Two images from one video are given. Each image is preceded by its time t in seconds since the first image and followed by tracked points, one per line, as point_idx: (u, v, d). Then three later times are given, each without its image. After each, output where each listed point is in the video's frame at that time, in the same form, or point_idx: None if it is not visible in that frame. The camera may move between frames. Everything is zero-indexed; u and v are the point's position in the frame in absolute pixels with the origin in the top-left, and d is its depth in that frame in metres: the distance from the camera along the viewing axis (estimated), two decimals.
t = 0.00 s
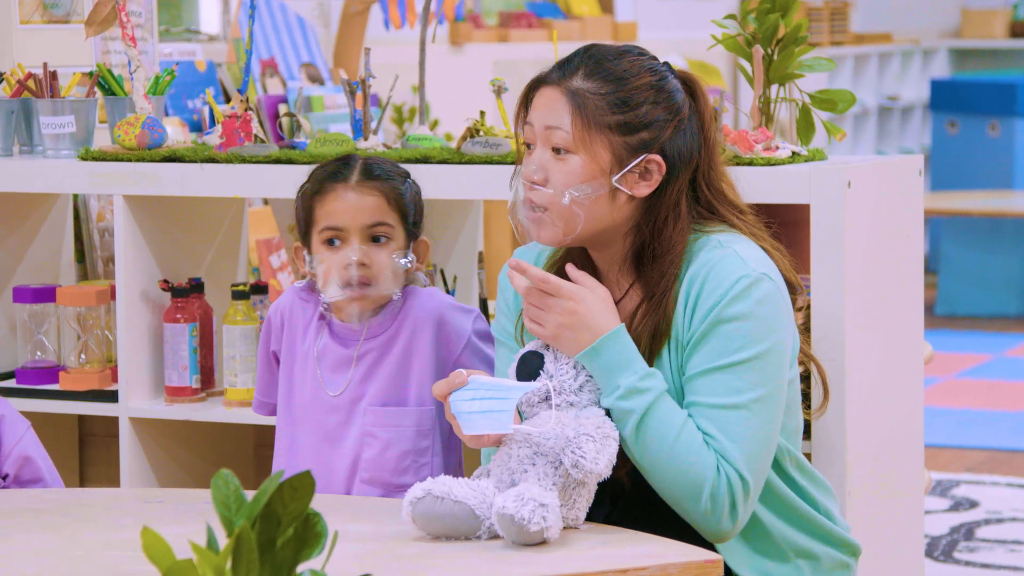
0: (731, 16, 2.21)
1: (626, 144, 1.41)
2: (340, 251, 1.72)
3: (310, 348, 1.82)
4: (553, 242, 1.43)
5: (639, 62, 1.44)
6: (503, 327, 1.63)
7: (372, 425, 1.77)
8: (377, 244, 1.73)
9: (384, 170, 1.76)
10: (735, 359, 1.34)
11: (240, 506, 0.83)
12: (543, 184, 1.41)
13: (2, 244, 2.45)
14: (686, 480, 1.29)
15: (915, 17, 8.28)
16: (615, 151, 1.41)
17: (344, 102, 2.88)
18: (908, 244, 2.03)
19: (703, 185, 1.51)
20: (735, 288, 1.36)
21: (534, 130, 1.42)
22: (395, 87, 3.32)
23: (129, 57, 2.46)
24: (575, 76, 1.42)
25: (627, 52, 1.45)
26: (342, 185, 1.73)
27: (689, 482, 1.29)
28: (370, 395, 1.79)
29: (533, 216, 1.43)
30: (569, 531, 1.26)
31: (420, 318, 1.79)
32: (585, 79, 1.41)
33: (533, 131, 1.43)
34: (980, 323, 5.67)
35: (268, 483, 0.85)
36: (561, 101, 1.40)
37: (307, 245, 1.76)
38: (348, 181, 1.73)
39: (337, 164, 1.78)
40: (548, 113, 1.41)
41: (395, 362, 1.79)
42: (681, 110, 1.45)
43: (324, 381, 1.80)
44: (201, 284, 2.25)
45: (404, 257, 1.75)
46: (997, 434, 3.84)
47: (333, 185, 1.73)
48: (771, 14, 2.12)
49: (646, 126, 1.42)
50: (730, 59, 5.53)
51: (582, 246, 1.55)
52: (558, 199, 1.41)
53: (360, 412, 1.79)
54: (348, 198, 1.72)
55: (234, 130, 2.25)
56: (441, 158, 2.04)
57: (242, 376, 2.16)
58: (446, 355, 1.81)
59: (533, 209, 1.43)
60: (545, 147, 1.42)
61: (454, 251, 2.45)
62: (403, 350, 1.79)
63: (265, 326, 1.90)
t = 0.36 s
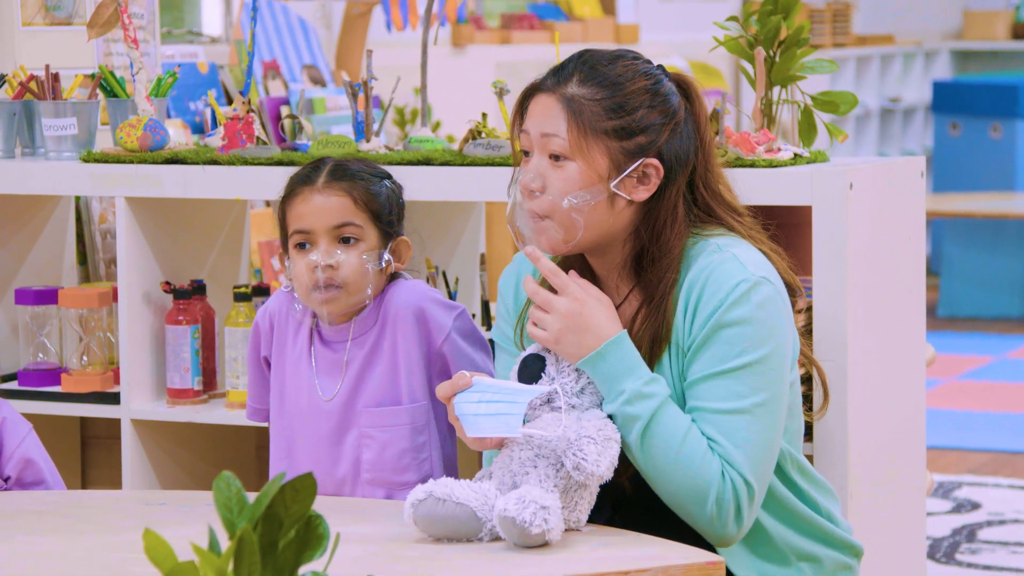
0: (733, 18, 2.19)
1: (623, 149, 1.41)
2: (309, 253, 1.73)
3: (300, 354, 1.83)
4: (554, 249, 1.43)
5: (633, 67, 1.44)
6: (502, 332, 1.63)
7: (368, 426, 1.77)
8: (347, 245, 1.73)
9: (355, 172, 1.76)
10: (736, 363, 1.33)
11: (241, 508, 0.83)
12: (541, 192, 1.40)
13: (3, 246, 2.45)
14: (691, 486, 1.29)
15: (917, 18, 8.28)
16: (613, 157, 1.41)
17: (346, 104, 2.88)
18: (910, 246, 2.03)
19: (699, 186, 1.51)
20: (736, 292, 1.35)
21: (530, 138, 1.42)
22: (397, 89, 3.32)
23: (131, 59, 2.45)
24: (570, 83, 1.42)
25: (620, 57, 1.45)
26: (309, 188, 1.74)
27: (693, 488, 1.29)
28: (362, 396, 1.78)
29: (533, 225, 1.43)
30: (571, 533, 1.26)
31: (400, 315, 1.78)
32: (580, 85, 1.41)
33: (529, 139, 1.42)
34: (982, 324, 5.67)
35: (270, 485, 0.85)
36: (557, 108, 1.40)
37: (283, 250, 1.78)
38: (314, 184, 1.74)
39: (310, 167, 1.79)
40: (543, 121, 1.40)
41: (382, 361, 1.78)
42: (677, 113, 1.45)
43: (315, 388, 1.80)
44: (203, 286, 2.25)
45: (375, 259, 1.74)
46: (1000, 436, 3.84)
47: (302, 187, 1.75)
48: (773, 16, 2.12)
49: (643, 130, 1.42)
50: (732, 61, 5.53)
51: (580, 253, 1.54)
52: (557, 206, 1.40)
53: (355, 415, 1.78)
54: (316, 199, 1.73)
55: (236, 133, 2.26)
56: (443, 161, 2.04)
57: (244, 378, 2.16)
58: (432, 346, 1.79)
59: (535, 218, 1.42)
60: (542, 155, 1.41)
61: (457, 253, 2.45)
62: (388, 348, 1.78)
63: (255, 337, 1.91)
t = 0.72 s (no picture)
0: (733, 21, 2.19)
1: (623, 151, 1.41)
2: (321, 241, 1.73)
3: (302, 335, 1.83)
4: (555, 251, 1.44)
5: (632, 68, 1.44)
6: (503, 334, 1.63)
7: (374, 403, 1.79)
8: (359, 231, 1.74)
9: (359, 155, 1.76)
10: (737, 365, 1.33)
11: (241, 510, 0.83)
12: (542, 194, 1.41)
13: (3, 247, 2.45)
14: (693, 489, 1.29)
15: (916, 20, 8.29)
16: (612, 158, 1.41)
17: (346, 106, 2.88)
18: (910, 247, 2.03)
19: (699, 187, 1.51)
20: (736, 294, 1.35)
21: (530, 141, 1.42)
22: (397, 91, 3.32)
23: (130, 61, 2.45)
24: (569, 84, 1.42)
25: (620, 59, 1.45)
26: (318, 175, 1.73)
27: (695, 490, 1.29)
28: (368, 373, 1.80)
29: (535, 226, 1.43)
30: (571, 534, 1.26)
31: (406, 292, 1.81)
32: (579, 86, 1.41)
33: (529, 141, 1.43)
34: (981, 326, 5.67)
35: (269, 487, 0.85)
36: (556, 109, 1.40)
37: (287, 234, 1.77)
38: (323, 171, 1.73)
39: (311, 152, 1.77)
40: (543, 123, 1.41)
41: (388, 340, 1.81)
42: (676, 114, 1.45)
43: (319, 369, 1.81)
44: (202, 288, 2.24)
45: (387, 242, 1.76)
46: (999, 437, 3.84)
47: (309, 175, 1.74)
48: (773, 18, 2.12)
49: (642, 131, 1.42)
50: (732, 63, 5.53)
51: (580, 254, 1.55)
52: (557, 208, 1.41)
53: (360, 394, 1.80)
54: (325, 187, 1.72)
55: (235, 134, 2.26)
56: (442, 162, 2.04)
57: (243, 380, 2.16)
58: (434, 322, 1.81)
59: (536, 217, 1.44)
60: (542, 156, 1.42)
61: (456, 255, 2.44)
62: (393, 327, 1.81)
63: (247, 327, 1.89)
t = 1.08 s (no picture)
0: (730, 21, 2.19)
1: (614, 148, 1.41)
2: (329, 215, 1.74)
3: (302, 307, 1.84)
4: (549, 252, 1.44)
5: (623, 68, 1.44)
6: (501, 335, 1.63)
7: (375, 378, 1.80)
8: (365, 203, 1.75)
9: (356, 132, 1.78)
10: (736, 367, 1.33)
11: (238, 511, 0.83)
12: (534, 194, 1.41)
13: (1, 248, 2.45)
14: (693, 491, 1.29)
15: (913, 21, 8.30)
16: (604, 157, 1.41)
17: (344, 107, 2.87)
18: (908, 248, 2.03)
19: (697, 188, 1.51)
20: (735, 295, 1.35)
21: (523, 142, 1.42)
22: (394, 91, 3.32)
23: (127, 62, 2.44)
24: (561, 84, 1.43)
25: (611, 59, 1.46)
26: (321, 149, 1.74)
27: (695, 492, 1.29)
28: (369, 349, 1.81)
29: (527, 228, 1.43)
30: (569, 535, 1.26)
31: (413, 272, 1.83)
32: (571, 87, 1.42)
33: (522, 143, 1.43)
34: (979, 327, 5.68)
35: (266, 488, 0.84)
36: (548, 109, 1.40)
37: (289, 214, 1.77)
38: (325, 145, 1.74)
39: (307, 128, 1.78)
40: (536, 123, 1.41)
41: (392, 317, 1.82)
42: (668, 113, 1.45)
43: (320, 339, 1.82)
44: (200, 289, 2.24)
45: (391, 215, 1.78)
46: (997, 438, 3.84)
47: (311, 150, 1.74)
48: (770, 19, 2.12)
49: (634, 130, 1.42)
50: (730, 64, 5.54)
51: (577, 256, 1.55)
52: (549, 208, 1.41)
53: (360, 368, 1.81)
54: (329, 161, 1.73)
55: (233, 135, 2.26)
56: (440, 162, 2.04)
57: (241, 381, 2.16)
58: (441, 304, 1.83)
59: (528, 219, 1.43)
60: (535, 157, 1.42)
61: (454, 255, 2.44)
62: (399, 304, 1.82)
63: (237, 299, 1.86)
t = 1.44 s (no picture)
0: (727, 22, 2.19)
1: (610, 150, 1.42)
2: (341, 216, 1.83)
3: (302, 315, 1.91)
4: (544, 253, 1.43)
5: (619, 70, 1.45)
6: (495, 337, 1.64)
7: (377, 385, 1.89)
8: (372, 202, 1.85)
9: (347, 136, 1.88)
10: (729, 370, 1.33)
11: (235, 512, 0.83)
12: (529, 195, 1.41)
13: None
14: (686, 494, 1.29)
15: (911, 22, 8.31)
16: (599, 157, 1.41)
17: (341, 107, 2.87)
18: (905, 248, 2.03)
19: (688, 191, 1.51)
20: (728, 298, 1.35)
21: (517, 142, 1.42)
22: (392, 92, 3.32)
23: (125, 63, 2.44)
24: (557, 85, 1.43)
25: (607, 61, 1.46)
26: (324, 154, 1.83)
27: (688, 495, 1.29)
28: (371, 356, 1.90)
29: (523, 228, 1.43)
30: (565, 536, 1.26)
31: (413, 282, 1.92)
32: (567, 87, 1.42)
33: (516, 142, 1.43)
34: (976, 327, 5.69)
35: (264, 489, 0.84)
36: (544, 109, 1.40)
37: (296, 220, 1.85)
38: (326, 150, 1.84)
39: (298, 138, 1.87)
40: (531, 122, 1.41)
41: (393, 324, 1.92)
42: (662, 117, 1.46)
43: (322, 346, 1.90)
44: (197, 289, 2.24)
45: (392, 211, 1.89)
46: (994, 439, 3.84)
47: (314, 156, 1.83)
48: (767, 20, 2.13)
49: (629, 131, 1.43)
50: (727, 65, 5.55)
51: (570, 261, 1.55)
52: (545, 209, 1.41)
53: (361, 374, 1.90)
54: (333, 165, 1.83)
55: (230, 136, 2.27)
56: (438, 164, 2.03)
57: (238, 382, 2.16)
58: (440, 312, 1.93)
59: (525, 220, 1.43)
60: (529, 157, 1.42)
61: (451, 257, 2.44)
62: (399, 313, 1.92)
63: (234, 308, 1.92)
